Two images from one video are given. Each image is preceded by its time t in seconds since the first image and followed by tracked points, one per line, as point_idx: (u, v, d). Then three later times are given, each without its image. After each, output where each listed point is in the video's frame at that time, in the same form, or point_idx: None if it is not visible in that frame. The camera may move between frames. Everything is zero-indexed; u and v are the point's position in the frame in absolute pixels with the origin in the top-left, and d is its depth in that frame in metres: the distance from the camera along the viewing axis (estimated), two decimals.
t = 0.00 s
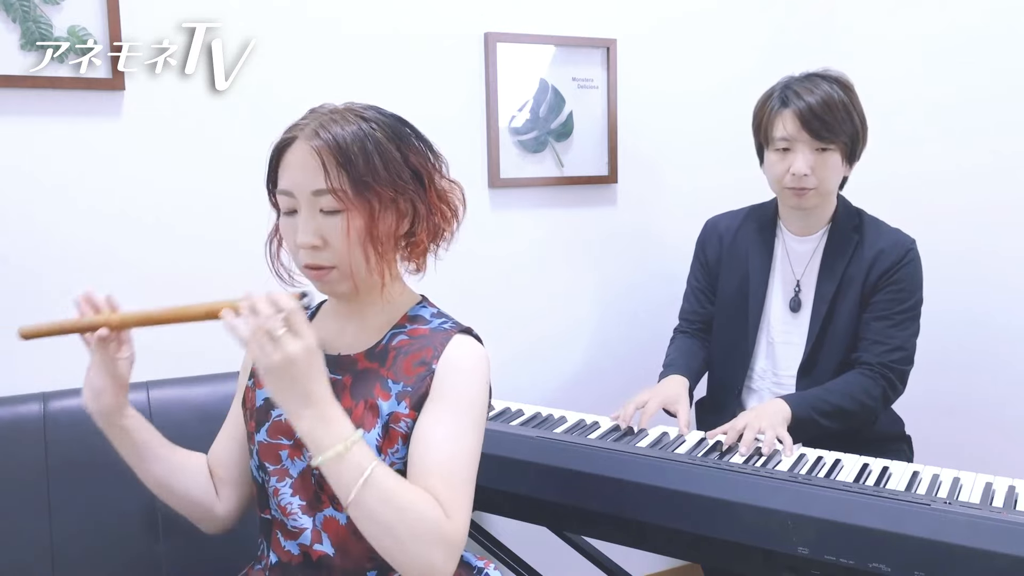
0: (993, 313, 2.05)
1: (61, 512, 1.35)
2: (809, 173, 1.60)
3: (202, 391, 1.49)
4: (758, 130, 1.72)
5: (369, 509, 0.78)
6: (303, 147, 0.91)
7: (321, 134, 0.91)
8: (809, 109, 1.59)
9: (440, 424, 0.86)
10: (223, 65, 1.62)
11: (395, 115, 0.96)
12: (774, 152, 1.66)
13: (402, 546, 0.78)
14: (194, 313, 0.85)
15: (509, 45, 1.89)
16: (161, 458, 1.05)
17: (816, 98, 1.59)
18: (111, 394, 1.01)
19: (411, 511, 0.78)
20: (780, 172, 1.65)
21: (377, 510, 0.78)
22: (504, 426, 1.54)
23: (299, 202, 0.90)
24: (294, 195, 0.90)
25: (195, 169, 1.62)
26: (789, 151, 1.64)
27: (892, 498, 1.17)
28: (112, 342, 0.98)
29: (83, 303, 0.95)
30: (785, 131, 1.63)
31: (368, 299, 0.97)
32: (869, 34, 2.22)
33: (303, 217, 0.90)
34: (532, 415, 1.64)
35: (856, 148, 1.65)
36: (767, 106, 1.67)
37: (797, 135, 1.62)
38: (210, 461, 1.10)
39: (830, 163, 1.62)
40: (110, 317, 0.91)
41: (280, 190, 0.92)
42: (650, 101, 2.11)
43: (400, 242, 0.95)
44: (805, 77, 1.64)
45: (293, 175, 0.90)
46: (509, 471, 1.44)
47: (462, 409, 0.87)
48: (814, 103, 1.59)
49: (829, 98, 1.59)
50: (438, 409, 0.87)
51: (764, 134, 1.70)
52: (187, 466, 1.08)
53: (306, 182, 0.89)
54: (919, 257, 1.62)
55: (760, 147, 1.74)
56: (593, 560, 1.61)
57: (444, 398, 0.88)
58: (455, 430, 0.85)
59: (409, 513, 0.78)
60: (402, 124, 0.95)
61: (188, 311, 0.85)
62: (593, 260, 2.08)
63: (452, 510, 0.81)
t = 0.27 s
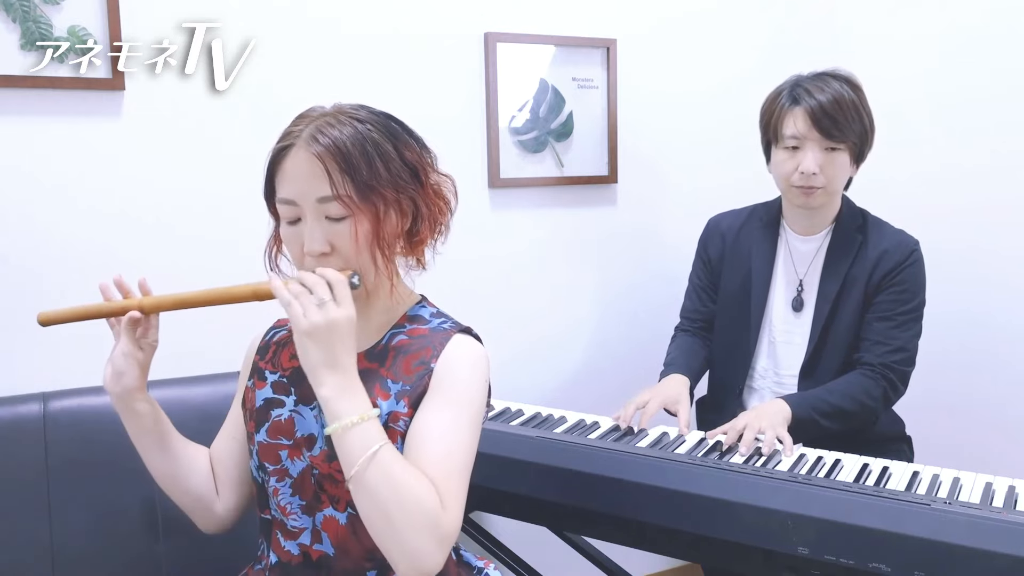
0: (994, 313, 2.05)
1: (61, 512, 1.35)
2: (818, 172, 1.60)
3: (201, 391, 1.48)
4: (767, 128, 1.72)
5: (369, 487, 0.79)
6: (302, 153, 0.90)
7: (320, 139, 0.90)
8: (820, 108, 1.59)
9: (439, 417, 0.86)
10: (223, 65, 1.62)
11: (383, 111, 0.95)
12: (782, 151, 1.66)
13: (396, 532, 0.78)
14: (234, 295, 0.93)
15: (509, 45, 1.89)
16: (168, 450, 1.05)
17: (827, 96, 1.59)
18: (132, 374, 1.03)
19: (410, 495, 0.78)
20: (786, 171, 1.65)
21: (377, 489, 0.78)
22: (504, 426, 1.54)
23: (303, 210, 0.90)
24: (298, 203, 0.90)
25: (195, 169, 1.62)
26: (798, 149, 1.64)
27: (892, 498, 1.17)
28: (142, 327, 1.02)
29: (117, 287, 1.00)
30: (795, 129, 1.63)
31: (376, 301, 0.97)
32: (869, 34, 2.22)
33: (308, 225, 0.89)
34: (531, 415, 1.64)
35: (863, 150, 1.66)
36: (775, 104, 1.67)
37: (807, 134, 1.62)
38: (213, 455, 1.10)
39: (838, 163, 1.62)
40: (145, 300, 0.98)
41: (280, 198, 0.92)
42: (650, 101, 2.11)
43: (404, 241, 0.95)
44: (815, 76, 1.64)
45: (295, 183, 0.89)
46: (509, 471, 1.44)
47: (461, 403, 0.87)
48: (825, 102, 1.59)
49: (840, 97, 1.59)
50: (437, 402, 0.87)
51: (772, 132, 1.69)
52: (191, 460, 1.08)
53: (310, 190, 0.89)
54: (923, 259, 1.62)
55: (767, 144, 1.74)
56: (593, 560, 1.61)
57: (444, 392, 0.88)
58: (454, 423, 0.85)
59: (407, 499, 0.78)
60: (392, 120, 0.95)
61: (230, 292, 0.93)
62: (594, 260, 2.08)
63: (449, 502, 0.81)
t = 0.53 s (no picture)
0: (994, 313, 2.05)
1: (61, 512, 1.35)
2: (824, 171, 1.60)
3: (201, 391, 1.48)
4: (772, 127, 1.72)
5: (372, 482, 0.79)
6: (301, 160, 0.89)
7: (318, 144, 0.90)
8: (827, 108, 1.59)
9: (441, 414, 0.86)
10: (223, 65, 1.62)
11: (375, 110, 0.95)
12: (788, 150, 1.66)
13: (396, 527, 0.78)
14: (236, 295, 0.93)
15: (509, 45, 1.89)
16: (171, 449, 1.05)
17: (834, 96, 1.59)
18: (135, 374, 1.03)
19: (412, 490, 0.78)
20: (792, 170, 1.64)
21: (380, 484, 0.78)
22: (504, 426, 1.54)
23: (306, 217, 0.90)
24: (301, 211, 0.90)
25: (195, 169, 1.62)
26: (804, 149, 1.63)
27: (892, 498, 1.17)
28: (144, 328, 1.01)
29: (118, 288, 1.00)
30: (801, 129, 1.62)
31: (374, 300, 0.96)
32: (868, 34, 2.22)
33: (313, 231, 0.89)
34: (532, 415, 1.64)
35: (868, 149, 1.65)
36: (781, 104, 1.67)
37: (814, 134, 1.61)
38: (214, 455, 1.10)
39: (843, 163, 1.62)
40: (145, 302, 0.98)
41: (281, 206, 0.91)
42: (650, 101, 2.11)
43: (407, 240, 0.96)
44: (823, 76, 1.64)
45: (297, 190, 0.89)
46: (509, 470, 1.44)
47: (463, 401, 0.87)
48: (833, 101, 1.59)
49: (847, 97, 1.59)
50: (439, 399, 0.87)
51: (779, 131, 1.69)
52: (193, 459, 1.08)
53: (313, 196, 0.89)
54: (926, 260, 1.62)
55: (773, 143, 1.74)
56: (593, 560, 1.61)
57: (444, 390, 0.88)
58: (455, 422, 0.85)
59: (409, 496, 0.78)
60: (385, 119, 0.95)
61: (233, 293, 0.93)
62: (594, 260, 2.08)
63: (450, 500, 0.81)
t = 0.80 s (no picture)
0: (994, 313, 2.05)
1: (61, 512, 1.35)
2: (819, 176, 1.60)
3: (201, 391, 1.48)
4: (770, 130, 1.71)
5: (374, 483, 0.79)
6: (300, 165, 0.89)
7: (316, 147, 0.89)
8: (819, 113, 1.59)
9: (441, 415, 0.85)
10: (223, 65, 1.62)
11: (370, 110, 0.95)
12: (784, 154, 1.66)
13: (398, 528, 0.78)
14: (236, 295, 0.93)
15: (509, 45, 1.89)
16: (172, 449, 1.05)
17: (827, 100, 1.58)
18: (134, 375, 1.03)
19: (414, 491, 0.78)
20: (789, 174, 1.65)
21: (382, 485, 0.78)
22: (504, 426, 1.54)
23: (306, 221, 0.89)
24: (301, 215, 0.89)
25: (195, 170, 1.62)
26: (798, 154, 1.64)
27: (892, 498, 1.17)
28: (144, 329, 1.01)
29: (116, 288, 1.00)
30: (796, 134, 1.62)
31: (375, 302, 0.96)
32: (868, 34, 2.22)
33: (314, 236, 0.89)
34: (532, 415, 1.64)
35: (867, 149, 1.64)
36: (779, 104, 1.66)
37: (807, 139, 1.61)
38: (213, 455, 1.11)
39: (840, 166, 1.61)
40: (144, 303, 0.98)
41: (281, 211, 0.91)
42: (650, 101, 2.11)
43: (407, 241, 0.96)
44: (817, 78, 1.63)
45: (296, 195, 0.89)
46: (509, 470, 1.44)
47: (463, 402, 0.87)
48: (824, 105, 1.58)
49: (841, 100, 1.58)
50: (438, 400, 0.87)
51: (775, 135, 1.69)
52: (193, 460, 1.08)
53: (314, 200, 0.88)
54: (928, 259, 1.62)
55: (770, 145, 1.74)
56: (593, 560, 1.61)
57: (444, 391, 0.88)
58: (455, 423, 0.85)
59: (411, 496, 0.78)
60: (380, 119, 0.95)
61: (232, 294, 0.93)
62: (594, 260, 2.08)
63: (451, 502, 0.81)
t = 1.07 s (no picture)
0: (994, 312, 2.05)
1: (61, 512, 1.35)
2: (805, 184, 1.61)
3: (201, 391, 1.48)
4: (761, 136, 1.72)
5: (375, 485, 0.79)
6: (299, 167, 0.89)
7: (314, 150, 0.89)
8: (798, 122, 1.59)
9: (441, 416, 0.85)
10: (223, 65, 1.62)
11: (368, 110, 0.95)
12: (772, 162, 1.67)
13: (398, 529, 0.78)
14: (235, 296, 0.93)
15: (509, 45, 1.89)
16: (172, 449, 1.06)
17: (804, 108, 1.59)
18: (134, 375, 1.03)
19: (414, 493, 0.78)
20: (778, 182, 1.66)
21: (382, 487, 0.78)
22: (505, 426, 1.54)
23: (306, 223, 0.89)
24: (301, 217, 0.89)
25: (195, 170, 1.62)
26: (784, 162, 1.64)
27: (892, 498, 1.17)
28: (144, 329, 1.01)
29: (114, 288, 1.00)
30: (779, 144, 1.63)
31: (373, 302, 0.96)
32: (868, 34, 2.22)
33: (314, 238, 0.89)
34: (532, 415, 1.64)
35: (859, 151, 1.62)
36: (767, 110, 1.67)
37: (790, 149, 1.62)
38: (213, 454, 1.11)
39: (827, 174, 1.60)
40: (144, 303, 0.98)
41: (280, 213, 0.91)
42: (650, 102, 2.11)
43: (407, 242, 0.96)
44: (801, 83, 1.63)
45: (295, 198, 0.89)
46: (509, 470, 1.45)
47: (463, 403, 0.87)
48: (802, 114, 1.59)
49: (819, 107, 1.58)
50: (438, 401, 0.87)
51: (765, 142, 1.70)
52: (193, 459, 1.08)
53: (313, 201, 0.88)
54: (928, 259, 1.62)
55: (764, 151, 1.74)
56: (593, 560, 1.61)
57: (444, 392, 0.88)
58: (455, 424, 0.85)
59: (411, 498, 0.78)
60: (378, 119, 0.95)
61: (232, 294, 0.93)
62: (594, 260, 2.08)
63: (451, 503, 0.81)
